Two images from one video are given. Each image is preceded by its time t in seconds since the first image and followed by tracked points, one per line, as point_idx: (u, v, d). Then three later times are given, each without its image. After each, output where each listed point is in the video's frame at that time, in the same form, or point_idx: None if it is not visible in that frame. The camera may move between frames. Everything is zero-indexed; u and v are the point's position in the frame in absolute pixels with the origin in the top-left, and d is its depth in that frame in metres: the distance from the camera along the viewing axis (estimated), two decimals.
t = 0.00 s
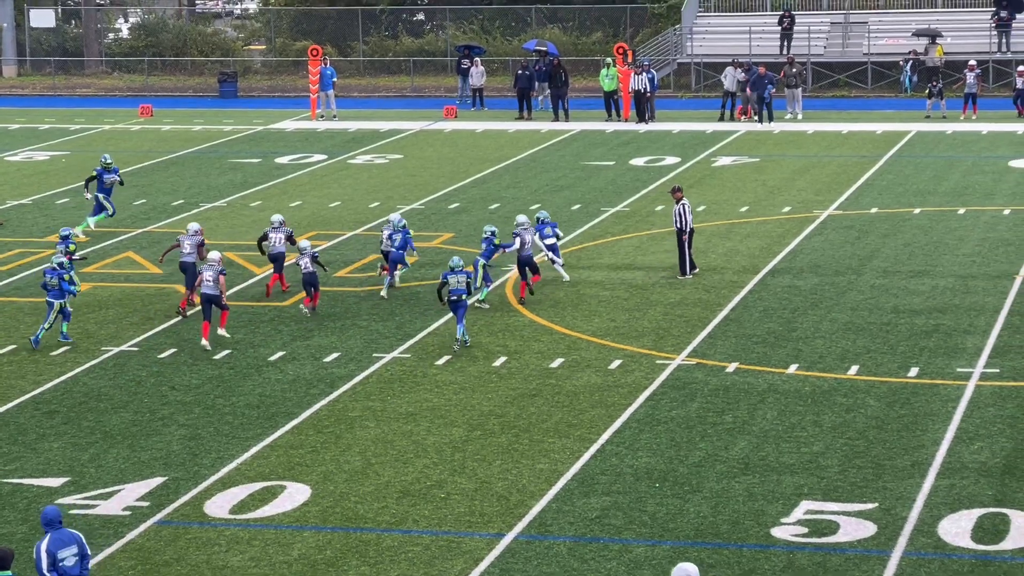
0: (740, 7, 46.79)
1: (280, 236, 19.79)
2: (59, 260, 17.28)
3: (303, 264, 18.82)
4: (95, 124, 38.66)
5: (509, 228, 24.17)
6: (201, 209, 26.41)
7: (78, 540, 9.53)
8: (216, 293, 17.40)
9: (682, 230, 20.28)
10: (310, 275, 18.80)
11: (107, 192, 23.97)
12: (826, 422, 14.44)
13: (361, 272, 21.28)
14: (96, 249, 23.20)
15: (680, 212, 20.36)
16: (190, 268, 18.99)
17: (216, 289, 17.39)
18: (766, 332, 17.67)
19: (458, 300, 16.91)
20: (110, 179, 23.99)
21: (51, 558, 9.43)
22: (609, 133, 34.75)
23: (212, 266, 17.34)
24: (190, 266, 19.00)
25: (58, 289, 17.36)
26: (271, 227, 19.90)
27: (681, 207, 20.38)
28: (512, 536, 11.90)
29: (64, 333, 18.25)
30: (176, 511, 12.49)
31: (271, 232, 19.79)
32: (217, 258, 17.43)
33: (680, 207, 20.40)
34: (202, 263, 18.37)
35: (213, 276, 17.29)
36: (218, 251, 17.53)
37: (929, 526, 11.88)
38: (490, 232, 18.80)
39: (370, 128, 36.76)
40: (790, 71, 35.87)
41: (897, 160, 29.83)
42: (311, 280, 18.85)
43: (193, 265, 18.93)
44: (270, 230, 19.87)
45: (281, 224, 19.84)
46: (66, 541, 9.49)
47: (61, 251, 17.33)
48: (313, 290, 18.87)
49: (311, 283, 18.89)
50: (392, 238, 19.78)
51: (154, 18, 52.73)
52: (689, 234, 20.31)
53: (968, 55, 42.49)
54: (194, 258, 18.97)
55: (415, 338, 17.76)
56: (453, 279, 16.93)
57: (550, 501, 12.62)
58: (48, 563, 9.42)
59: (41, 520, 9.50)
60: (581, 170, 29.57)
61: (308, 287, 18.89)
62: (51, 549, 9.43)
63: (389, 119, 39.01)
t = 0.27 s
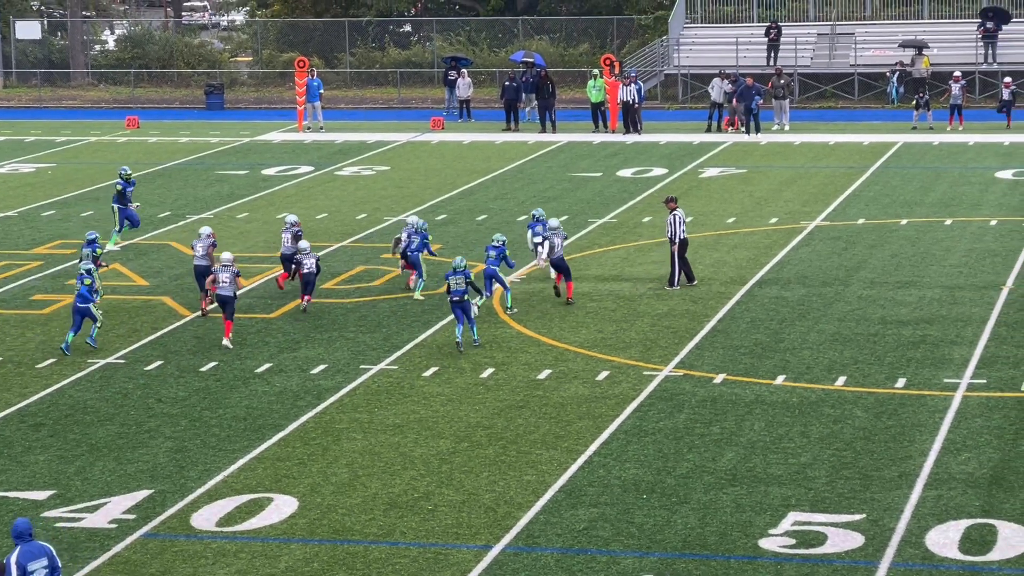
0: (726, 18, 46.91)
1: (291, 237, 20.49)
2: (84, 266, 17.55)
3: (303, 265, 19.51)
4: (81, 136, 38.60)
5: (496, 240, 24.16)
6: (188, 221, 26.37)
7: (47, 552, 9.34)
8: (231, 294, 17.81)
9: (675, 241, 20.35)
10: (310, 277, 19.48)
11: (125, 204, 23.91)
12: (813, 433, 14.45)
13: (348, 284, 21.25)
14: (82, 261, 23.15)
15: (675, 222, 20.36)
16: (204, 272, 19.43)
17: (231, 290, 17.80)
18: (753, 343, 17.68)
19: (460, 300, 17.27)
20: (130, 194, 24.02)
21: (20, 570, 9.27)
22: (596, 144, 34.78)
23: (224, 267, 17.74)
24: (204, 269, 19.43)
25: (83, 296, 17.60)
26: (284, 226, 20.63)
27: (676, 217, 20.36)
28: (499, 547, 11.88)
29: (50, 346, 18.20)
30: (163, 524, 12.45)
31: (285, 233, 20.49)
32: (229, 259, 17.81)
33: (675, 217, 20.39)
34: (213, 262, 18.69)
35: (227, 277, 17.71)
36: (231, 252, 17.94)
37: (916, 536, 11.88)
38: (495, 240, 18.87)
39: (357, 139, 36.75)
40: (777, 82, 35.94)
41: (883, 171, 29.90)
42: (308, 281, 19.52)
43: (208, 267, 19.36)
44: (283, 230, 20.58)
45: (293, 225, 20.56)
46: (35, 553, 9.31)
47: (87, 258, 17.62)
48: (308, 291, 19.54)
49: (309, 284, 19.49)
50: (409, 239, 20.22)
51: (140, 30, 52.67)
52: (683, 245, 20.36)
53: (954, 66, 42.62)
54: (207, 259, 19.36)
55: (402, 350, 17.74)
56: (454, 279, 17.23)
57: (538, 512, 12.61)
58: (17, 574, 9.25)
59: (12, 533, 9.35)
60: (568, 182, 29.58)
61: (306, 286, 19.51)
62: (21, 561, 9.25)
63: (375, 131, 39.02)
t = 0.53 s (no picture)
0: (721, 30, 46.97)
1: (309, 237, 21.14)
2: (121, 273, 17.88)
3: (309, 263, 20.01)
4: (76, 148, 38.60)
5: (491, 251, 24.16)
6: (182, 233, 26.36)
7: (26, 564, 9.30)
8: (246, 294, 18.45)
9: (672, 252, 20.44)
10: (315, 275, 19.99)
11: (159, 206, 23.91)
12: (809, 444, 14.44)
13: (343, 296, 21.24)
14: (77, 273, 23.12)
15: (676, 233, 20.36)
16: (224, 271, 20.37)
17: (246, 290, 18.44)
18: (748, 354, 17.67)
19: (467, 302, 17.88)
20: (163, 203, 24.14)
21: None
22: (591, 155, 34.82)
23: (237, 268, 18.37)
24: (223, 269, 20.40)
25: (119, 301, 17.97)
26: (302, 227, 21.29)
27: (677, 228, 20.36)
28: (495, 559, 11.86)
29: (45, 358, 18.17)
30: (158, 536, 12.42)
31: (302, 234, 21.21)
32: (242, 261, 18.45)
33: (677, 228, 20.39)
34: (229, 263, 19.37)
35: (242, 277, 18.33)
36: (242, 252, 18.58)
37: (912, 548, 11.86)
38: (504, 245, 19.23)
39: (351, 151, 36.77)
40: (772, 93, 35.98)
41: (878, 182, 29.92)
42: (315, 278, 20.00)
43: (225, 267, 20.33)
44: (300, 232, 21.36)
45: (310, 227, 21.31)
46: (16, 564, 9.27)
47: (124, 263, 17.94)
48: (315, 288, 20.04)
49: (316, 282, 20.00)
50: (429, 243, 20.95)
51: (135, 41, 52.71)
52: (679, 256, 20.41)
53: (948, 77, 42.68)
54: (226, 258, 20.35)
55: (398, 362, 17.73)
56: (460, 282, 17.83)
57: (533, 524, 12.59)
58: None
59: None
60: (563, 193, 29.59)
61: (314, 284, 20.04)
62: (1, 573, 9.20)
63: (370, 142, 39.05)
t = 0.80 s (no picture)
0: (723, 41, 47.02)
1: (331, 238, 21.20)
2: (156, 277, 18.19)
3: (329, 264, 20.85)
4: (80, 160, 38.65)
5: (494, 262, 24.17)
6: (186, 244, 26.39)
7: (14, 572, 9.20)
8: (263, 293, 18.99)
9: (676, 259, 20.52)
10: (336, 276, 20.81)
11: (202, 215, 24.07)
12: (812, 454, 14.43)
13: (346, 307, 21.25)
14: (80, 285, 23.14)
15: (681, 241, 20.45)
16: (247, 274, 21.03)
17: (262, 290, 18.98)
18: (751, 365, 17.67)
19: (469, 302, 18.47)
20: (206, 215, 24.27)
21: None
22: (593, 166, 34.85)
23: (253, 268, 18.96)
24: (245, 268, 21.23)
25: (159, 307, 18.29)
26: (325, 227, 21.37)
27: (682, 236, 20.44)
28: (498, 569, 11.85)
29: (49, 369, 18.18)
30: (161, 547, 12.42)
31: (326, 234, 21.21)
32: (258, 262, 19.04)
33: (683, 236, 20.46)
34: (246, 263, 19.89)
35: (258, 278, 18.89)
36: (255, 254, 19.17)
37: (915, 558, 11.85)
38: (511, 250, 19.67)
39: (354, 162, 36.79)
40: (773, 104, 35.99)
41: (880, 192, 29.93)
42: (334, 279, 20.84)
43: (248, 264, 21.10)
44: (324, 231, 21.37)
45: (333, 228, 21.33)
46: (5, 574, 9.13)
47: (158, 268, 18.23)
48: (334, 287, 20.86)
49: (337, 283, 20.81)
50: (446, 246, 21.11)
51: (138, 54, 52.80)
52: (682, 264, 20.47)
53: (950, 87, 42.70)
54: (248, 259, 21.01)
55: (401, 373, 17.72)
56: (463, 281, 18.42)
57: (536, 535, 12.58)
58: None
59: None
60: (566, 204, 29.61)
61: (335, 285, 20.83)
62: None
63: (372, 153, 39.09)
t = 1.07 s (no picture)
0: (733, 51, 47.03)
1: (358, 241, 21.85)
2: (199, 285, 18.62)
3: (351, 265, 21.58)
4: (91, 171, 38.72)
5: (504, 272, 24.18)
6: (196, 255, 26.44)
7: None
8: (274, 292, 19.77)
9: (687, 268, 20.50)
10: (356, 275, 21.49)
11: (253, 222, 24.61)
12: (822, 465, 14.41)
13: (357, 317, 21.27)
14: (91, 296, 23.19)
15: (689, 249, 20.54)
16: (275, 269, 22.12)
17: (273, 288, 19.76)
18: (761, 375, 17.65)
19: (477, 298, 18.92)
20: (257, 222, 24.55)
21: None
22: (603, 177, 34.85)
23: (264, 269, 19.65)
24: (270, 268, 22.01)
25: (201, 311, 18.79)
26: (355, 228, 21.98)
27: (689, 244, 20.56)
28: None
29: (60, 380, 18.21)
30: (172, 557, 12.43)
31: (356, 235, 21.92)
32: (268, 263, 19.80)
33: (690, 245, 20.57)
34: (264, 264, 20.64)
35: (270, 278, 19.68)
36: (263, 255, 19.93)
37: (927, 569, 11.82)
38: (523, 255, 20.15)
39: (365, 173, 36.83)
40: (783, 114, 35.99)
41: (890, 202, 29.90)
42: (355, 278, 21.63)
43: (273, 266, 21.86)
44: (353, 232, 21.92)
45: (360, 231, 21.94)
46: None
47: (202, 276, 18.61)
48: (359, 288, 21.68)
49: (358, 283, 21.50)
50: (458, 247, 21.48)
51: (149, 65, 52.93)
52: (691, 274, 20.47)
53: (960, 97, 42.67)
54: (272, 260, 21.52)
55: (411, 383, 17.72)
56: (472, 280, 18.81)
57: (546, 545, 12.57)
58: None
59: None
60: (576, 214, 29.61)
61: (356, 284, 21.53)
62: None
63: (382, 164, 39.13)
